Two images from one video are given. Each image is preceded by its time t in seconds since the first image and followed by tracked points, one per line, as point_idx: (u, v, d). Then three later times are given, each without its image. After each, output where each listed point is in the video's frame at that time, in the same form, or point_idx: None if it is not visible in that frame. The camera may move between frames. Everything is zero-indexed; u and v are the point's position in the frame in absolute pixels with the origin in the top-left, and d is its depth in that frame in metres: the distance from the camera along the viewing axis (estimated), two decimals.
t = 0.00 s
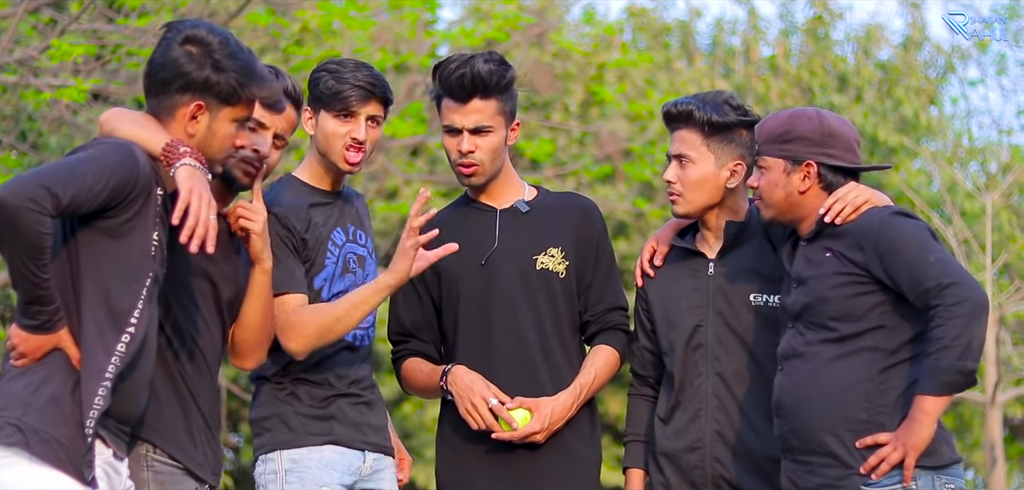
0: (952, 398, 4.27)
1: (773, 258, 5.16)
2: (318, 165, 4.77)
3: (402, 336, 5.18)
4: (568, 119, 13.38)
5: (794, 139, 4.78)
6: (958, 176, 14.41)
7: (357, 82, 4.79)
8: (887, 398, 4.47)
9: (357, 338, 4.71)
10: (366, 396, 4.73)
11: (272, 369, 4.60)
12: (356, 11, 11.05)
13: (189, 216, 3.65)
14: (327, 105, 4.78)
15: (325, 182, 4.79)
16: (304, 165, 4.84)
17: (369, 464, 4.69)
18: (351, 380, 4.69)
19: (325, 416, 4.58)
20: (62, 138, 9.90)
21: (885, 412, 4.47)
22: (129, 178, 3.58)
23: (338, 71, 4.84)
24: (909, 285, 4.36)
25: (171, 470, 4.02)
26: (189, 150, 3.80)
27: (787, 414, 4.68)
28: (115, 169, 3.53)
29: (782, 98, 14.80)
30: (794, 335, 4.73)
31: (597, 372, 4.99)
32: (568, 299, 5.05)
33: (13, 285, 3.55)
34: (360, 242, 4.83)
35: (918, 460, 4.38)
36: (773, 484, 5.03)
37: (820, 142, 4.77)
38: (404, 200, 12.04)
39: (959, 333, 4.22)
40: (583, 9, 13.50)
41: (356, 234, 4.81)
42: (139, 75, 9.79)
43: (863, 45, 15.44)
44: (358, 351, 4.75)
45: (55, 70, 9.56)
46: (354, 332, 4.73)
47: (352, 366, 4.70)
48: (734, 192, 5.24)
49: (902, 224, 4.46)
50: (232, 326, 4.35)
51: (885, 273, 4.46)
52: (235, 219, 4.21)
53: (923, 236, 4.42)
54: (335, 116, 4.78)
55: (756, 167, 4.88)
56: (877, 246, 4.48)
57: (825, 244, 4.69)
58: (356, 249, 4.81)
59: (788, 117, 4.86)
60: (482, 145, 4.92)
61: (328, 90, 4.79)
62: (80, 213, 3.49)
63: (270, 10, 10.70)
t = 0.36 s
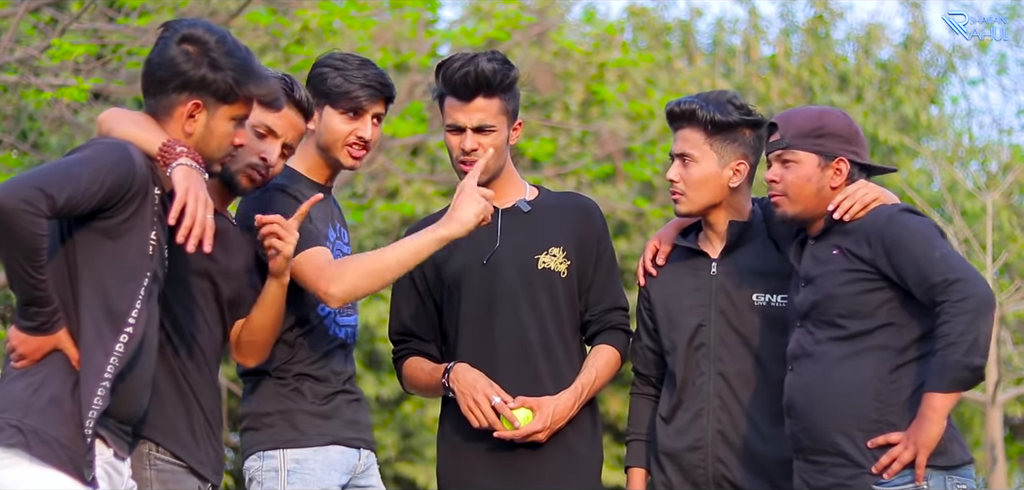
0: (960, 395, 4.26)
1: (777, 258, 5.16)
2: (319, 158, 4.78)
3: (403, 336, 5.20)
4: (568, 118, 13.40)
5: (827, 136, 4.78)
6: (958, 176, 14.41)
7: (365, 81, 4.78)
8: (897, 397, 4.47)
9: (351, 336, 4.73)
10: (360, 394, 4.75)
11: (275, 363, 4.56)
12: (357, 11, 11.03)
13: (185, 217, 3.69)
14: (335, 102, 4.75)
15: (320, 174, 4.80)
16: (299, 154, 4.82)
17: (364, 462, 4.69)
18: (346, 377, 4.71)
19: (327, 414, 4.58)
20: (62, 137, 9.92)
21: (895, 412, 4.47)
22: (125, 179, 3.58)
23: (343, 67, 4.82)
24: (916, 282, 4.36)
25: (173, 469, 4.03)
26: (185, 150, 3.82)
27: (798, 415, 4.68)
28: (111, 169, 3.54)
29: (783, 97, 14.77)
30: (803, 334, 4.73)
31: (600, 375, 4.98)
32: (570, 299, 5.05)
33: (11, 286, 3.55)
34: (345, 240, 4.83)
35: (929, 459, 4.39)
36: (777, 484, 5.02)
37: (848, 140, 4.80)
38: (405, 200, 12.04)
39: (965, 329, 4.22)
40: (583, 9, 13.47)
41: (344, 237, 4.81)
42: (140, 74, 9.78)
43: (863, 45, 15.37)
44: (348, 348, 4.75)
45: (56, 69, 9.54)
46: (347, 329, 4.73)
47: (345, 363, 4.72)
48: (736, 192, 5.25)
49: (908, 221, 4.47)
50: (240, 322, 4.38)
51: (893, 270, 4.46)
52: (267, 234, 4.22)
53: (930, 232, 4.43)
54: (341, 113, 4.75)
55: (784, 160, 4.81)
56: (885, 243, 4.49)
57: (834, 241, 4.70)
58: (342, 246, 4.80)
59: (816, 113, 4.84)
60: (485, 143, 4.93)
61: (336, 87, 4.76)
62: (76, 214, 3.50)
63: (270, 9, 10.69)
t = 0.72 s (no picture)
0: (957, 395, 4.26)
1: (779, 265, 5.15)
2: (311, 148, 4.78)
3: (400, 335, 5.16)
4: (566, 119, 13.43)
5: (840, 133, 4.83)
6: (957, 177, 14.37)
7: (355, 78, 4.77)
8: (894, 396, 4.47)
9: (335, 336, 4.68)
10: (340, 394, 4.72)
11: (264, 363, 4.48)
12: (356, 11, 11.03)
13: (176, 213, 3.66)
14: (331, 98, 4.74)
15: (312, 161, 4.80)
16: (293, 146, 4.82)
17: (348, 462, 4.69)
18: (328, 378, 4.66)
19: (313, 415, 4.55)
20: (60, 138, 9.96)
21: (891, 412, 4.47)
22: (114, 178, 3.58)
23: (336, 64, 4.81)
24: (918, 281, 4.38)
25: (173, 470, 4.03)
26: (175, 146, 3.80)
27: (791, 411, 4.67)
28: (99, 169, 3.53)
29: (781, 98, 14.80)
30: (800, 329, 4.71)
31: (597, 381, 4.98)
32: (568, 299, 5.04)
33: (2, 289, 3.55)
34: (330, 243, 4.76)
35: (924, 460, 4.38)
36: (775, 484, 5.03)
37: (856, 139, 4.88)
38: (403, 201, 12.04)
39: (965, 330, 4.23)
40: (581, 10, 13.46)
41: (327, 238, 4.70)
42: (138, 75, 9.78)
43: (861, 45, 15.46)
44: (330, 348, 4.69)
45: (54, 70, 9.55)
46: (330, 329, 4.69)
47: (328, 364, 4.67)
48: (737, 193, 5.26)
49: (914, 221, 4.48)
50: (237, 312, 4.29)
51: (896, 268, 4.48)
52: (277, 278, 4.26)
53: (936, 233, 4.44)
54: (338, 110, 4.75)
55: (798, 151, 4.81)
56: (889, 240, 4.51)
57: (836, 238, 4.70)
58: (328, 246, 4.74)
59: (826, 114, 4.89)
60: (492, 138, 4.93)
61: (330, 85, 4.75)
62: (66, 214, 3.50)
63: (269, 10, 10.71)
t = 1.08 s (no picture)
0: (932, 404, 4.23)
1: (771, 255, 5.19)
2: (315, 152, 4.77)
3: (396, 325, 5.14)
4: (567, 118, 13.45)
5: (826, 131, 4.83)
6: (958, 176, 14.34)
7: (354, 76, 4.80)
8: (874, 386, 4.48)
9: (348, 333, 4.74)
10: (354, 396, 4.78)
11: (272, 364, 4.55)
12: (356, 11, 10.99)
13: (182, 201, 3.66)
14: (332, 99, 4.75)
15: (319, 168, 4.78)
16: (297, 151, 4.81)
17: (357, 464, 4.75)
18: (340, 378, 4.72)
19: (323, 416, 4.62)
20: (61, 137, 9.95)
21: (868, 406, 4.48)
22: (111, 169, 3.59)
23: (336, 64, 4.83)
24: (896, 291, 4.39)
25: (178, 469, 4.04)
26: (179, 138, 3.81)
27: (771, 401, 4.68)
28: (95, 160, 3.54)
29: (781, 97, 14.75)
30: (784, 322, 4.71)
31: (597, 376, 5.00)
32: (568, 301, 5.05)
33: None
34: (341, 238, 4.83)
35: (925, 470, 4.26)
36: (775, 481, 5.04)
37: (846, 139, 4.87)
38: (403, 200, 12.03)
39: (938, 346, 4.24)
40: (582, 9, 13.44)
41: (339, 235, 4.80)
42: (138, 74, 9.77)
43: (862, 45, 15.44)
44: (344, 347, 4.76)
45: (55, 69, 9.53)
46: (344, 327, 4.76)
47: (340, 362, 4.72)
48: (737, 192, 5.27)
49: (903, 223, 4.47)
50: (229, 313, 4.29)
51: (878, 267, 4.48)
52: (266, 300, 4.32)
53: (923, 239, 4.45)
54: (339, 109, 4.76)
55: (783, 153, 4.83)
56: (873, 239, 4.51)
57: (823, 233, 4.70)
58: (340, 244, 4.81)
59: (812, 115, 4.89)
60: (504, 128, 5.00)
61: (331, 85, 4.77)
62: (61, 205, 3.51)
63: (270, 10, 10.72)
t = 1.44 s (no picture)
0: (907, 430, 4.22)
1: (773, 253, 5.18)
2: (315, 154, 4.80)
3: (401, 322, 5.17)
4: (568, 119, 13.47)
5: (835, 131, 4.80)
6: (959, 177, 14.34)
7: (355, 75, 4.80)
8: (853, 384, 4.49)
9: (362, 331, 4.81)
10: (371, 398, 4.84)
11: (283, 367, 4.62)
12: (358, 11, 11.00)
13: (183, 210, 3.68)
14: (328, 99, 4.78)
15: (326, 172, 4.81)
16: (303, 153, 4.86)
17: (369, 466, 4.80)
18: (354, 377, 4.78)
19: (332, 418, 4.67)
20: (62, 139, 9.94)
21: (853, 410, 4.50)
22: (112, 171, 3.60)
23: (334, 64, 4.84)
24: (875, 307, 4.39)
25: (179, 470, 4.05)
26: (179, 144, 3.82)
27: (762, 402, 4.71)
28: (94, 165, 3.54)
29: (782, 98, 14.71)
30: (780, 321, 4.73)
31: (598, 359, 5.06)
32: (573, 306, 5.09)
33: (3, 288, 3.54)
34: (359, 235, 4.89)
35: None
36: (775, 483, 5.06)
37: (855, 140, 4.82)
38: (405, 201, 12.02)
39: (909, 370, 4.23)
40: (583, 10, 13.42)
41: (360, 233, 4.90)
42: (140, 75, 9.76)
43: (864, 46, 15.45)
44: (361, 345, 4.84)
45: (56, 71, 9.52)
46: (358, 325, 4.83)
47: (357, 362, 4.80)
48: (724, 190, 5.25)
49: (893, 230, 4.44)
50: (232, 314, 4.29)
51: (865, 275, 4.47)
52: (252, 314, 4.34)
53: (915, 252, 4.40)
54: (335, 108, 4.78)
55: (788, 154, 4.87)
56: (863, 245, 4.49)
57: (819, 233, 4.71)
58: (357, 242, 4.87)
59: (824, 112, 4.88)
60: (539, 139, 5.05)
61: (328, 84, 4.80)
62: (61, 210, 3.50)
63: (271, 11, 10.70)
